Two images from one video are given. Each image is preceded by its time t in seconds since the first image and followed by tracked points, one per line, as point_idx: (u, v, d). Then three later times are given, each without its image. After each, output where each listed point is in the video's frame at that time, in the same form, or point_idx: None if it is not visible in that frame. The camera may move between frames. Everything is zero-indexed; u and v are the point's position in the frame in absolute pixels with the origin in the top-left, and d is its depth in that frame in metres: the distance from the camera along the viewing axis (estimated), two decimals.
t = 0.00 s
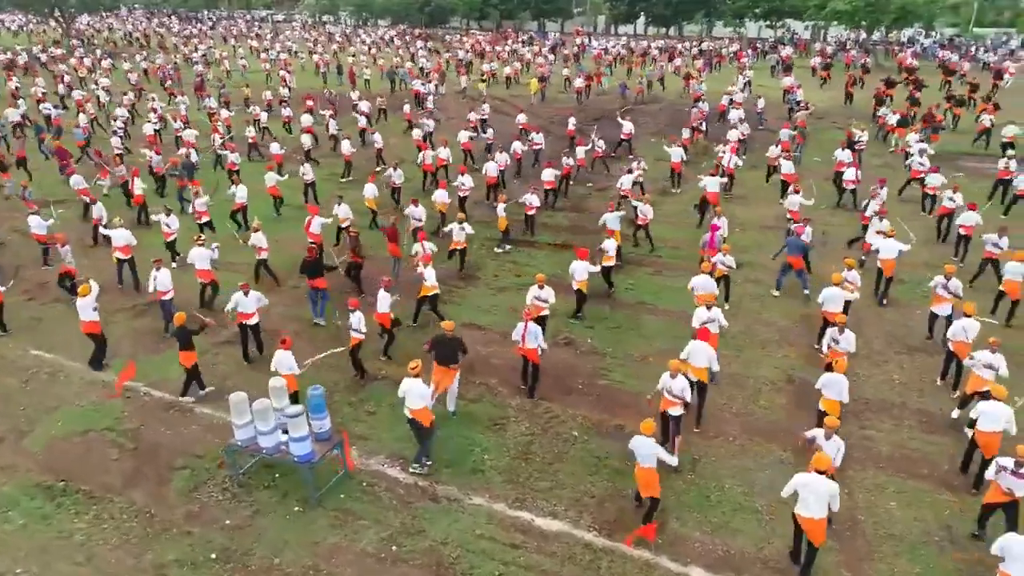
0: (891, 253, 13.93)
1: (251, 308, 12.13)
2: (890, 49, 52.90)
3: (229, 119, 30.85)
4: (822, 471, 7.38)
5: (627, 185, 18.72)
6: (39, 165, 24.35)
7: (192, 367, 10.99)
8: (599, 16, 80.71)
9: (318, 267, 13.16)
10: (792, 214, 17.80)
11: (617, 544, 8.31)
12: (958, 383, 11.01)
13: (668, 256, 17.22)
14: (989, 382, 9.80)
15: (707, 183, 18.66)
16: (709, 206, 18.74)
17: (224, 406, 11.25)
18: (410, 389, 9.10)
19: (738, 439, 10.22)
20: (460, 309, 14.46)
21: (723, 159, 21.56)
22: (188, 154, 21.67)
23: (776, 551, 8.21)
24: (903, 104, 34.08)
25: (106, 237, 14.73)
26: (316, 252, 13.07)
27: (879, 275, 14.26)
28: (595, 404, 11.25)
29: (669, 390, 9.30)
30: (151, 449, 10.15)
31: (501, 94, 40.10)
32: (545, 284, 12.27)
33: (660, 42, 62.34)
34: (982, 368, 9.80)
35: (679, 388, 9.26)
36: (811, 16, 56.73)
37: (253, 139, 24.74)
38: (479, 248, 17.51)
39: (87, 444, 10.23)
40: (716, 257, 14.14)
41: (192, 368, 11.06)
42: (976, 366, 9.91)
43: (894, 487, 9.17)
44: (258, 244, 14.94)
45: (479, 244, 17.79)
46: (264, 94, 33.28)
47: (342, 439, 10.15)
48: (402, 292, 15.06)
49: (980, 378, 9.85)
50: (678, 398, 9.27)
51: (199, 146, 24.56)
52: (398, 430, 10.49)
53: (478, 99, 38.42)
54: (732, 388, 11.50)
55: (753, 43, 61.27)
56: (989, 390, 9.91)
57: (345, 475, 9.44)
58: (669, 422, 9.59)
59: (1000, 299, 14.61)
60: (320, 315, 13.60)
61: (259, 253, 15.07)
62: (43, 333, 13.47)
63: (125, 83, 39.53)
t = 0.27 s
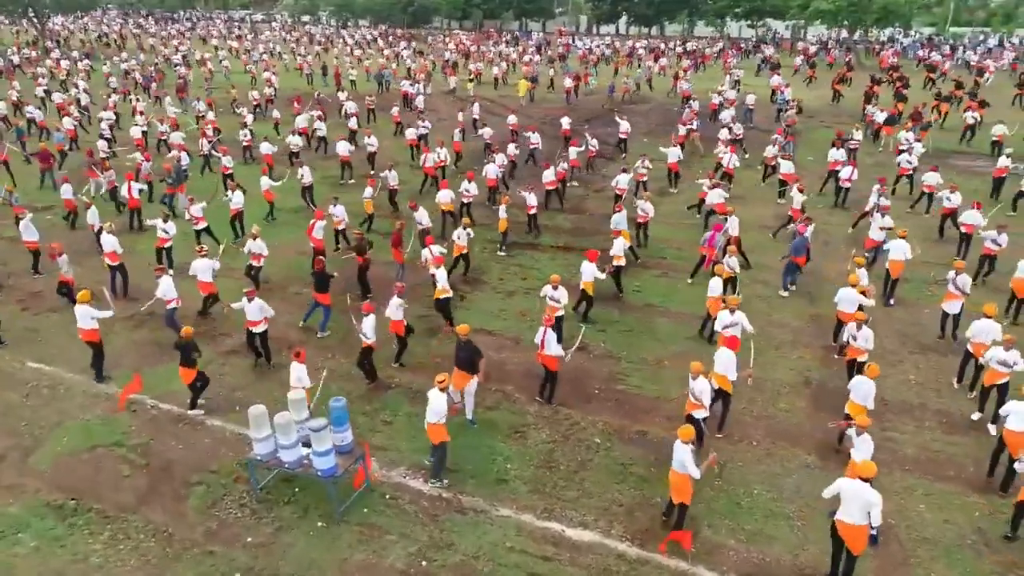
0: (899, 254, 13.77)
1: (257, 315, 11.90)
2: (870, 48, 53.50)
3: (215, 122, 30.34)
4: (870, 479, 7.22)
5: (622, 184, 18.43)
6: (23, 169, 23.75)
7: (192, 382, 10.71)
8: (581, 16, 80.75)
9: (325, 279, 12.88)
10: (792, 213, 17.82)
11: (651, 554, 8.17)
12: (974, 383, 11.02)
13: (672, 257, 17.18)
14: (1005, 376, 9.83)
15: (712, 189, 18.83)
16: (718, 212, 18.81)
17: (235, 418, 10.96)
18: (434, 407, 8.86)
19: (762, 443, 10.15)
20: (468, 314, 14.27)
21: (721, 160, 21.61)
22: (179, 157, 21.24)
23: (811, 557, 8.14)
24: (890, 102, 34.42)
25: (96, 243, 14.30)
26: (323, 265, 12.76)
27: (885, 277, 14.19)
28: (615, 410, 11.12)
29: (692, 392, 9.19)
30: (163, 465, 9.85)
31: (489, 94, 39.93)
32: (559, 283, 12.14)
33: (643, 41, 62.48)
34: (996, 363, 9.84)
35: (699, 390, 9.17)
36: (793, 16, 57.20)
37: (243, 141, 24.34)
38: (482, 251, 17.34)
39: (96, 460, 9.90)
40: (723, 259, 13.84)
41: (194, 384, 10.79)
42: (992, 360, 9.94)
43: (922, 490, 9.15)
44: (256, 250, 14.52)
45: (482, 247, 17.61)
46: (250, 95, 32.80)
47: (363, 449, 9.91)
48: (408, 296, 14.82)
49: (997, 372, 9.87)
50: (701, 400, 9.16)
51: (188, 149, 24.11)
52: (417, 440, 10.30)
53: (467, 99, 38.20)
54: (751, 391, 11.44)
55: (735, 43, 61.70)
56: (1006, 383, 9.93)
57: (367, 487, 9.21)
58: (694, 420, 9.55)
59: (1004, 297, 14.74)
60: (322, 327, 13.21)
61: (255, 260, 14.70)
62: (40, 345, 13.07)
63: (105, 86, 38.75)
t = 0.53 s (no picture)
0: (916, 255, 13.88)
1: (270, 323, 11.57)
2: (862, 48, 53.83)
3: (212, 124, 30.00)
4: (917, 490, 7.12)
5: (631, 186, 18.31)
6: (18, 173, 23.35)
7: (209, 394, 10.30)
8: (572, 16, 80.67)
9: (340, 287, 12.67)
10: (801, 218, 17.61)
11: (692, 563, 8.06)
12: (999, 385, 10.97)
13: (684, 258, 17.11)
14: None
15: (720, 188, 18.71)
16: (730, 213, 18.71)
17: (255, 427, 10.73)
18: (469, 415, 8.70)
19: (792, 448, 10.07)
20: (485, 318, 14.11)
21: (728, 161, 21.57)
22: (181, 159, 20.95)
23: (853, 564, 8.05)
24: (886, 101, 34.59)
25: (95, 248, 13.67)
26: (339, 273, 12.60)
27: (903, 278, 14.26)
28: (641, 414, 11.01)
29: (723, 397, 9.10)
30: (184, 476, 9.62)
31: (486, 95, 39.78)
32: (580, 288, 12.03)
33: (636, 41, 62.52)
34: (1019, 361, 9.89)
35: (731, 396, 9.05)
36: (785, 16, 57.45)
37: (243, 143, 24.04)
38: (493, 254, 17.20)
39: (115, 473, 9.66)
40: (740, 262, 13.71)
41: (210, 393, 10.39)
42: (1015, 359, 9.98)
43: (958, 493, 9.09)
44: (265, 256, 14.06)
45: (493, 250, 17.46)
46: (246, 97, 32.46)
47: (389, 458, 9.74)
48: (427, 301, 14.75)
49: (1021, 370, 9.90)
50: (732, 405, 9.04)
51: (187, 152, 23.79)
52: (444, 447, 10.14)
53: (464, 99, 38.03)
54: (776, 394, 11.37)
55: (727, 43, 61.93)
56: None
57: (398, 498, 9.04)
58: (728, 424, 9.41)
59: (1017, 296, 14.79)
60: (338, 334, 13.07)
61: (264, 266, 14.19)
62: (47, 354, 12.77)
63: (96, 88, 38.24)
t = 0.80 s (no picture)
0: (940, 255, 13.92)
1: (294, 328, 11.25)
2: (860, 47, 53.91)
3: (215, 126, 29.72)
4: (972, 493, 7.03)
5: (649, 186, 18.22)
6: (21, 175, 23.00)
7: (240, 400, 10.15)
8: (568, 16, 80.52)
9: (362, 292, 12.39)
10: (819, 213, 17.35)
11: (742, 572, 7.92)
12: None
13: (702, 259, 16.99)
14: None
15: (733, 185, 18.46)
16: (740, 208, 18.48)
17: (282, 434, 10.51)
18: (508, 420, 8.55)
19: (831, 453, 9.95)
20: (507, 322, 13.94)
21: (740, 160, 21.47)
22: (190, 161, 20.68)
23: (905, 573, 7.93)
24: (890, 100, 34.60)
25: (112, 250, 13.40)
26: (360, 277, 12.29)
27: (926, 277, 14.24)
28: (675, 419, 10.86)
29: (769, 403, 9.00)
30: (214, 486, 9.39)
31: (488, 95, 39.59)
32: (608, 292, 11.82)
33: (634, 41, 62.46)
34: None
35: (779, 401, 8.95)
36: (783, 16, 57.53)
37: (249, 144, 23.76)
38: (510, 256, 17.04)
39: (142, 484, 9.42)
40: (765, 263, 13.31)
41: (242, 400, 10.21)
42: None
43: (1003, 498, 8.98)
44: (285, 258, 13.94)
45: (509, 252, 17.30)
46: (247, 97, 32.14)
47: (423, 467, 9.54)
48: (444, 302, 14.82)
49: None
50: (780, 412, 8.94)
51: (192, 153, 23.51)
52: (478, 454, 9.97)
53: (466, 100, 37.83)
54: (810, 398, 11.25)
55: (725, 42, 61.98)
56: None
57: (437, 508, 8.85)
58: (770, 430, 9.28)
59: None
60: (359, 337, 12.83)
61: (284, 268, 14.08)
62: (63, 361, 12.51)
63: (94, 89, 37.84)
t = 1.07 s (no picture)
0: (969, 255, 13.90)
1: (326, 337, 11.05)
2: (860, 48, 53.96)
3: (219, 127, 29.39)
4: None
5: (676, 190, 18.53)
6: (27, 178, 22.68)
7: (286, 404, 10.06)
8: (565, 16, 80.38)
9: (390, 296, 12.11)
10: (843, 215, 17.27)
11: None
12: None
13: (725, 261, 16.86)
14: None
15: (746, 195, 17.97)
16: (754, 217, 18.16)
17: (317, 443, 10.28)
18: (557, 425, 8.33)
19: (879, 459, 9.81)
20: (535, 326, 13.76)
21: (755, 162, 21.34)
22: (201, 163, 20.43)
23: None
24: (896, 100, 34.55)
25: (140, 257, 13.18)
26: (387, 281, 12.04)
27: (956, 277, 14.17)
28: (714, 424, 10.68)
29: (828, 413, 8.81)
30: (251, 498, 9.16)
31: (491, 95, 39.38)
32: (645, 299, 11.81)
33: (634, 41, 62.32)
34: None
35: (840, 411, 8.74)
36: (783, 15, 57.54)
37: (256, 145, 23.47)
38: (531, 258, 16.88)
39: (177, 495, 9.18)
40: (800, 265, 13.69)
41: (289, 406, 10.12)
42: None
43: None
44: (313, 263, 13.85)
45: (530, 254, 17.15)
46: (251, 98, 31.80)
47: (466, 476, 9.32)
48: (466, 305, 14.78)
49: None
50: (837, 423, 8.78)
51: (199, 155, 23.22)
52: (520, 462, 9.76)
53: (471, 100, 37.62)
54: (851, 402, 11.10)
55: (725, 42, 61.97)
56: None
57: (483, 518, 8.65)
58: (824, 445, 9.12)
59: None
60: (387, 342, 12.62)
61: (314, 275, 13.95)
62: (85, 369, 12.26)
63: (93, 90, 37.40)
